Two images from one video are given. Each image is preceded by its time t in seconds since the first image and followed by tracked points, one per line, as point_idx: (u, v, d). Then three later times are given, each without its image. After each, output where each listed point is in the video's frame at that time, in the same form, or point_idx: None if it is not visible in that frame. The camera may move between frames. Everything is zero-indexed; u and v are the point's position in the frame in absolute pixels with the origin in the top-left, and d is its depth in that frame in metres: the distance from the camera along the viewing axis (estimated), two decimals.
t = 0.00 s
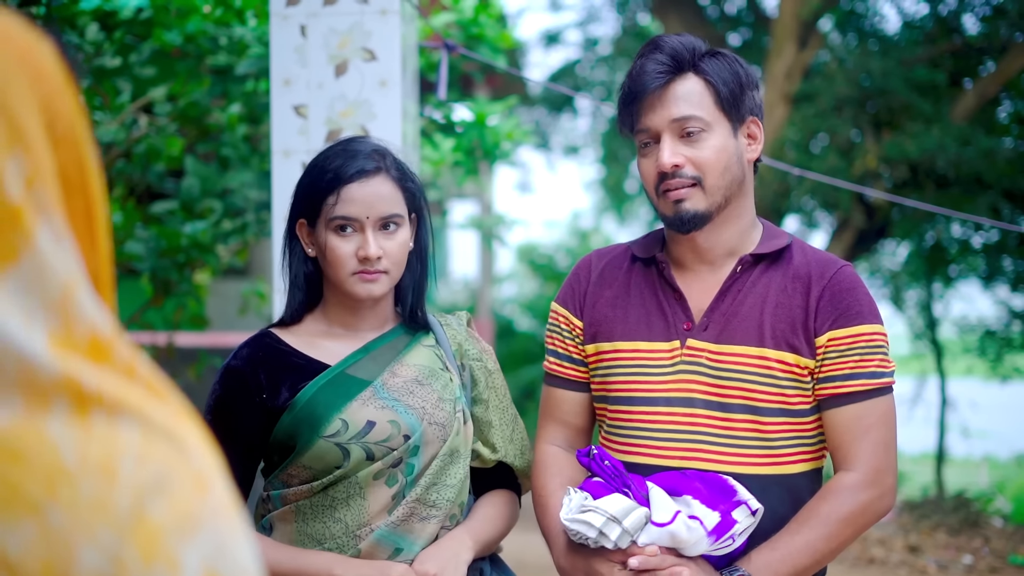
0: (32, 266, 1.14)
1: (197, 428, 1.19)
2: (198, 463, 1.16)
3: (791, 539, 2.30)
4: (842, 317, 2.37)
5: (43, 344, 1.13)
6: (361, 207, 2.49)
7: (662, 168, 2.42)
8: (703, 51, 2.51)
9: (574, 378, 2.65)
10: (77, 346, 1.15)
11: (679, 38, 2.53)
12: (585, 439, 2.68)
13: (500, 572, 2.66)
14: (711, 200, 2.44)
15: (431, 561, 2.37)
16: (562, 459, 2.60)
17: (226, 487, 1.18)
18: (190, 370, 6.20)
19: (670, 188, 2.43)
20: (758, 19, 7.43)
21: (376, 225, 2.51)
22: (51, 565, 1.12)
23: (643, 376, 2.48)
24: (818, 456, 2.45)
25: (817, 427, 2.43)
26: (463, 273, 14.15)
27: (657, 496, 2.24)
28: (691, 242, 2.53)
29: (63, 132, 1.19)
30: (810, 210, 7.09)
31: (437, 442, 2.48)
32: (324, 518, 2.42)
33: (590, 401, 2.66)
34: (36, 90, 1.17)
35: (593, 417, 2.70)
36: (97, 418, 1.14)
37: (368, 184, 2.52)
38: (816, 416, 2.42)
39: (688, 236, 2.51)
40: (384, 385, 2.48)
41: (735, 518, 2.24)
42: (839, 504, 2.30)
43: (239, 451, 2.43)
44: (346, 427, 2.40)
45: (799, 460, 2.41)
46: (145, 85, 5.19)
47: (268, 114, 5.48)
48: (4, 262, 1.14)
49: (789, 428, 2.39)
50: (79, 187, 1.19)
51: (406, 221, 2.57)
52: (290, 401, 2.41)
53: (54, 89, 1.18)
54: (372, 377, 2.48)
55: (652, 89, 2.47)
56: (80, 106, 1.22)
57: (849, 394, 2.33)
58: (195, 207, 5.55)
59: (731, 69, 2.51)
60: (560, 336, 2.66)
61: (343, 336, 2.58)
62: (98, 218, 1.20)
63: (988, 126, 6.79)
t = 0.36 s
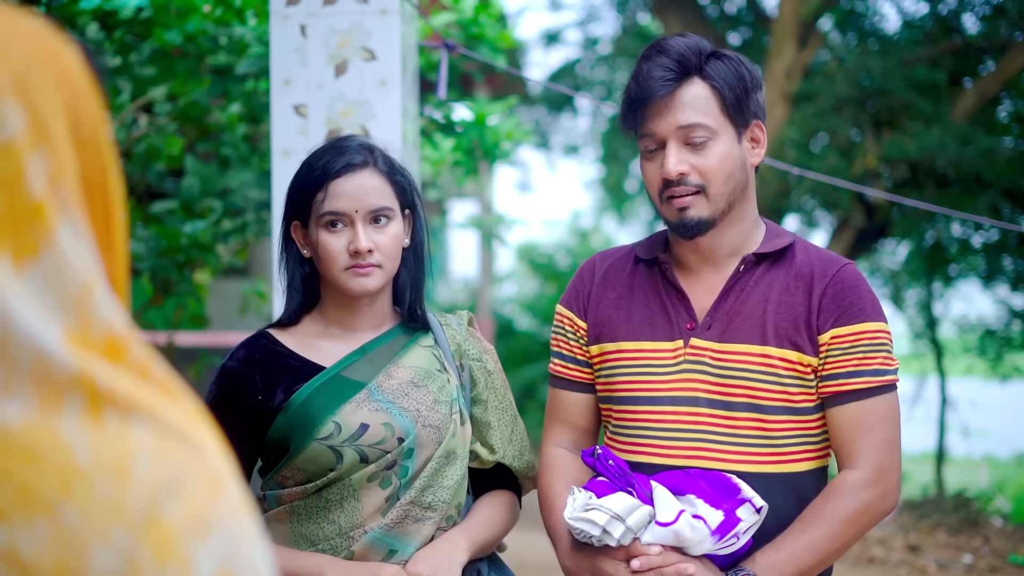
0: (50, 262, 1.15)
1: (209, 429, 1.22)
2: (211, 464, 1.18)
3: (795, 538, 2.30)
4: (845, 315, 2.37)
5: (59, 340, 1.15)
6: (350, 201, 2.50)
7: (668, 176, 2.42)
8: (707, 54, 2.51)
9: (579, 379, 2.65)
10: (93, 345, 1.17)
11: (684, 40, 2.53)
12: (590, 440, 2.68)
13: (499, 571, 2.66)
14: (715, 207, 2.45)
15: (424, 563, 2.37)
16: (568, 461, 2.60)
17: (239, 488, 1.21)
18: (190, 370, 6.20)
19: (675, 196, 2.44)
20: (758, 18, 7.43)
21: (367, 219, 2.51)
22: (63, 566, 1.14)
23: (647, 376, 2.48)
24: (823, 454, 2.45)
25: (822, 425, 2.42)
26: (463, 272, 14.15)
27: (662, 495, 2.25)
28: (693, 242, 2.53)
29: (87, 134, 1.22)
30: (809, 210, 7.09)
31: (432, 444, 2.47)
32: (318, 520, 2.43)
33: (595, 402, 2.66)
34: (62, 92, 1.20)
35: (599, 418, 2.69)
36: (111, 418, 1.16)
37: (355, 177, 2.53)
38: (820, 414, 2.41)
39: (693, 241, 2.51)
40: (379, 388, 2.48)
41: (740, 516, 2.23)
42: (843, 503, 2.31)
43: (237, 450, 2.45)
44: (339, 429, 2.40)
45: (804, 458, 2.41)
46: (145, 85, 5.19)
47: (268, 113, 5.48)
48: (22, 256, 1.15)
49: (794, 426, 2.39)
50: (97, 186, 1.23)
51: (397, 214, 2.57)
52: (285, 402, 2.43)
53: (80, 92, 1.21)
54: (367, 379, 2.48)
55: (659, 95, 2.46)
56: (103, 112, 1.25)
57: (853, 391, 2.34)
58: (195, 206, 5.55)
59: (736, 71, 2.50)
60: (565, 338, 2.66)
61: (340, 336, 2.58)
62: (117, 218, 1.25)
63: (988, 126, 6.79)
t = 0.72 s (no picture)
0: (60, 261, 1.15)
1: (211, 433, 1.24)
2: (214, 468, 1.20)
3: (800, 540, 2.30)
4: (849, 316, 2.38)
5: (64, 340, 1.14)
6: (345, 199, 2.50)
7: (675, 180, 2.42)
8: (719, 57, 2.50)
9: (583, 382, 2.65)
10: (100, 347, 1.17)
11: (696, 42, 2.52)
12: (597, 443, 2.68)
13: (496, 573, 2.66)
14: (720, 212, 2.45)
15: (421, 563, 2.38)
16: (573, 463, 2.60)
17: (240, 491, 1.23)
18: (190, 370, 6.20)
19: (681, 201, 2.44)
20: (758, 19, 7.42)
21: (361, 217, 2.51)
22: (64, 567, 1.14)
23: (652, 378, 2.48)
24: (828, 454, 2.45)
25: (827, 426, 2.43)
26: (463, 273, 14.18)
27: (665, 498, 2.25)
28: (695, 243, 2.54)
29: (102, 139, 1.23)
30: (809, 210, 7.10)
31: (429, 445, 2.47)
32: (314, 520, 2.43)
33: (600, 405, 2.66)
34: (79, 97, 1.21)
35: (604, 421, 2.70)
36: (114, 422, 1.16)
37: (348, 176, 2.53)
38: (825, 415, 2.42)
39: (697, 244, 2.51)
40: (376, 389, 2.48)
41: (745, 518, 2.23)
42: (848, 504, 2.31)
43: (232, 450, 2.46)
44: (335, 430, 2.41)
45: (809, 458, 2.41)
46: (145, 86, 5.19)
47: (268, 113, 5.49)
48: (32, 255, 1.15)
49: (799, 427, 2.40)
50: (108, 195, 1.24)
51: (391, 211, 2.57)
52: (281, 403, 2.43)
53: (95, 97, 1.23)
54: (364, 380, 2.48)
55: (671, 98, 2.44)
56: (116, 117, 1.26)
57: (858, 391, 2.34)
58: (194, 207, 5.57)
59: (746, 75, 2.50)
60: (570, 341, 2.66)
61: (336, 336, 2.58)
62: (124, 221, 1.26)
63: (988, 126, 6.79)
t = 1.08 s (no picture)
0: (68, 261, 1.16)
1: (207, 436, 1.23)
2: (209, 469, 1.20)
3: (794, 539, 2.30)
4: (841, 315, 2.38)
5: (65, 340, 1.15)
6: (349, 197, 2.50)
7: (674, 175, 2.42)
8: (752, 66, 2.48)
9: (577, 383, 2.64)
10: (102, 350, 1.17)
11: (732, 41, 2.48)
12: (590, 443, 2.68)
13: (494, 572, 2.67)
14: (708, 215, 2.44)
15: (417, 560, 2.38)
16: (568, 464, 2.60)
17: (235, 495, 1.22)
18: (189, 370, 6.21)
19: (674, 194, 2.44)
20: (757, 18, 7.40)
21: (362, 215, 2.51)
22: (58, 567, 1.15)
23: (645, 379, 2.48)
24: (821, 453, 2.46)
25: (820, 425, 2.43)
26: (462, 273, 14.18)
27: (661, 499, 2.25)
28: (690, 243, 2.54)
29: (121, 151, 1.24)
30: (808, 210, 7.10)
31: (425, 444, 2.48)
32: (311, 520, 2.43)
33: (593, 405, 2.65)
34: (102, 108, 1.22)
35: (598, 421, 2.69)
36: (109, 423, 1.16)
37: (351, 173, 2.53)
38: (818, 414, 2.42)
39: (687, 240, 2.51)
40: (372, 388, 2.48)
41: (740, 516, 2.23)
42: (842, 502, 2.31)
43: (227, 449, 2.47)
44: (331, 428, 2.41)
45: (803, 457, 2.41)
46: (144, 86, 5.18)
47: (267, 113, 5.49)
48: (39, 255, 1.16)
49: (792, 426, 2.39)
50: (125, 202, 1.25)
51: (392, 211, 2.57)
52: (278, 402, 2.43)
53: (116, 109, 1.24)
54: (360, 379, 2.49)
55: (691, 95, 2.43)
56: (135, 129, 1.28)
57: (851, 390, 2.34)
58: (194, 207, 5.57)
59: (773, 89, 2.49)
60: (563, 342, 2.65)
61: (335, 336, 2.59)
62: (135, 228, 1.26)
63: (987, 126, 6.79)
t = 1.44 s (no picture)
0: (60, 259, 1.18)
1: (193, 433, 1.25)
2: (194, 466, 1.22)
3: (782, 545, 2.31)
4: (837, 324, 2.37)
5: (54, 337, 1.17)
6: (348, 198, 2.51)
7: (687, 173, 2.42)
8: (774, 72, 2.48)
9: (569, 377, 2.63)
10: (90, 348, 1.19)
11: (757, 46, 2.47)
12: (577, 438, 2.67)
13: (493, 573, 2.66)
14: (718, 216, 2.44)
15: (410, 562, 2.38)
16: (557, 459, 2.60)
17: (221, 491, 1.25)
18: (188, 370, 6.22)
19: (685, 193, 2.44)
20: (756, 18, 7.39)
21: (360, 216, 2.51)
22: (43, 564, 1.17)
23: (637, 377, 2.48)
24: (810, 458, 2.46)
25: (808, 431, 2.43)
26: (462, 272, 14.19)
27: (651, 503, 2.26)
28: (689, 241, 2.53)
29: (117, 156, 1.25)
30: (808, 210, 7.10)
31: (422, 447, 2.48)
32: (307, 521, 2.43)
33: (583, 400, 2.64)
34: (97, 114, 1.23)
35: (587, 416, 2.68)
36: (95, 419, 1.18)
37: (349, 174, 2.54)
38: (808, 420, 2.42)
39: (688, 238, 2.51)
40: (369, 390, 2.48)
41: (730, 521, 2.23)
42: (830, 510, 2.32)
43: (225, 449, 2.48)
44: (327, 431, 2.40)
45: (791, 462, 2.42)
46: (143, 86, 5.18)
47: (267, 113, 5.49)
48: (31, 254, 1.17)
49: (782, 433, 2.40)
50: (119, 201, 1.26)
51: (391, 212, 2.57)
52: (275, 404, 2.44)
53: (111, 115, 1.25)
54: (357, 381, 2.49)
55: (712, 97, 2.42)
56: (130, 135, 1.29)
57: (842, 400, 2.34)
58: (193, 207, 5.58)
59: (793, 98, 2.49)
60: (556, 334, 2.65)
61: (333, 338, 2.58)
62: (131, 233, 1.27)
63: (986, 126, 6.79)
